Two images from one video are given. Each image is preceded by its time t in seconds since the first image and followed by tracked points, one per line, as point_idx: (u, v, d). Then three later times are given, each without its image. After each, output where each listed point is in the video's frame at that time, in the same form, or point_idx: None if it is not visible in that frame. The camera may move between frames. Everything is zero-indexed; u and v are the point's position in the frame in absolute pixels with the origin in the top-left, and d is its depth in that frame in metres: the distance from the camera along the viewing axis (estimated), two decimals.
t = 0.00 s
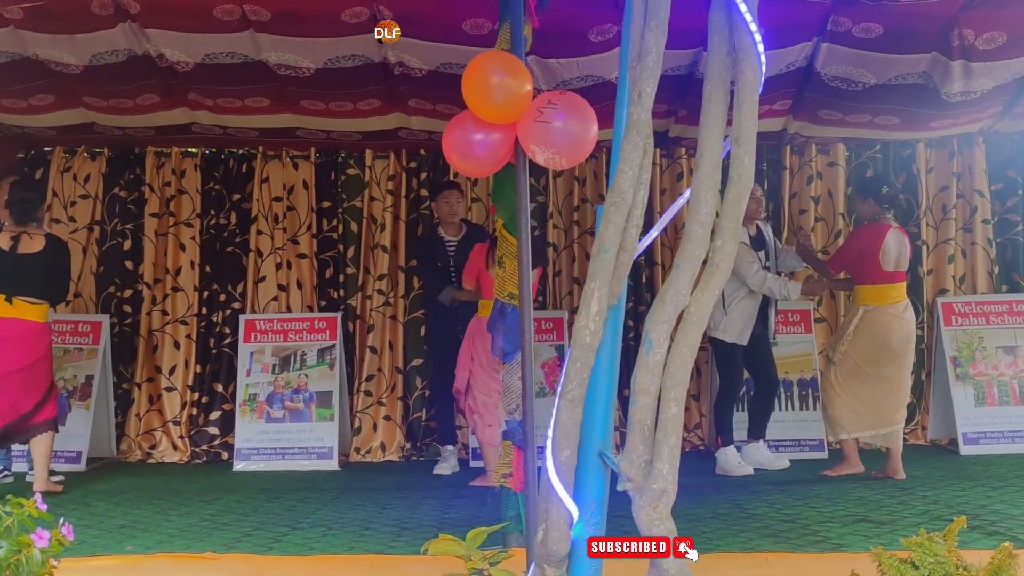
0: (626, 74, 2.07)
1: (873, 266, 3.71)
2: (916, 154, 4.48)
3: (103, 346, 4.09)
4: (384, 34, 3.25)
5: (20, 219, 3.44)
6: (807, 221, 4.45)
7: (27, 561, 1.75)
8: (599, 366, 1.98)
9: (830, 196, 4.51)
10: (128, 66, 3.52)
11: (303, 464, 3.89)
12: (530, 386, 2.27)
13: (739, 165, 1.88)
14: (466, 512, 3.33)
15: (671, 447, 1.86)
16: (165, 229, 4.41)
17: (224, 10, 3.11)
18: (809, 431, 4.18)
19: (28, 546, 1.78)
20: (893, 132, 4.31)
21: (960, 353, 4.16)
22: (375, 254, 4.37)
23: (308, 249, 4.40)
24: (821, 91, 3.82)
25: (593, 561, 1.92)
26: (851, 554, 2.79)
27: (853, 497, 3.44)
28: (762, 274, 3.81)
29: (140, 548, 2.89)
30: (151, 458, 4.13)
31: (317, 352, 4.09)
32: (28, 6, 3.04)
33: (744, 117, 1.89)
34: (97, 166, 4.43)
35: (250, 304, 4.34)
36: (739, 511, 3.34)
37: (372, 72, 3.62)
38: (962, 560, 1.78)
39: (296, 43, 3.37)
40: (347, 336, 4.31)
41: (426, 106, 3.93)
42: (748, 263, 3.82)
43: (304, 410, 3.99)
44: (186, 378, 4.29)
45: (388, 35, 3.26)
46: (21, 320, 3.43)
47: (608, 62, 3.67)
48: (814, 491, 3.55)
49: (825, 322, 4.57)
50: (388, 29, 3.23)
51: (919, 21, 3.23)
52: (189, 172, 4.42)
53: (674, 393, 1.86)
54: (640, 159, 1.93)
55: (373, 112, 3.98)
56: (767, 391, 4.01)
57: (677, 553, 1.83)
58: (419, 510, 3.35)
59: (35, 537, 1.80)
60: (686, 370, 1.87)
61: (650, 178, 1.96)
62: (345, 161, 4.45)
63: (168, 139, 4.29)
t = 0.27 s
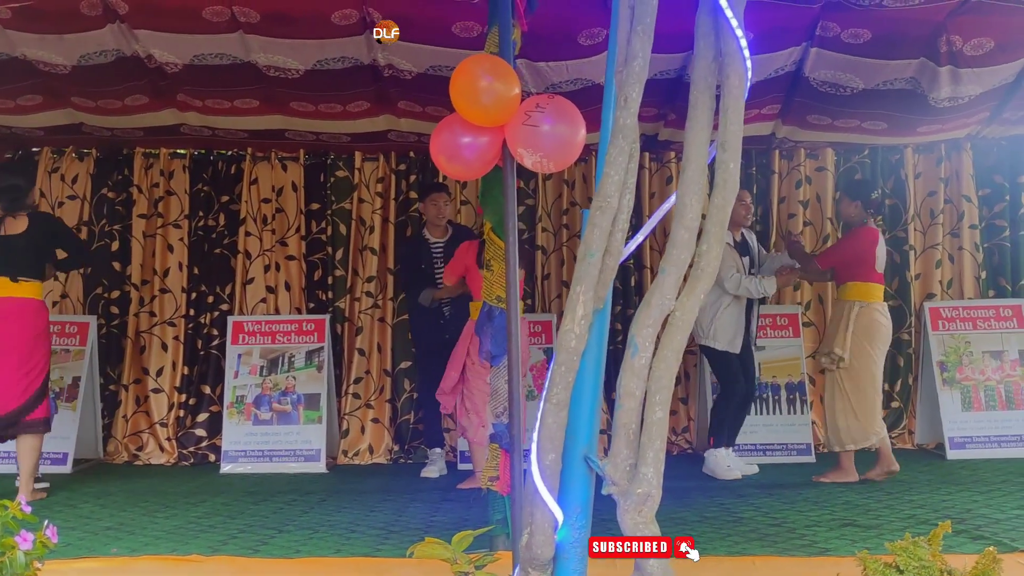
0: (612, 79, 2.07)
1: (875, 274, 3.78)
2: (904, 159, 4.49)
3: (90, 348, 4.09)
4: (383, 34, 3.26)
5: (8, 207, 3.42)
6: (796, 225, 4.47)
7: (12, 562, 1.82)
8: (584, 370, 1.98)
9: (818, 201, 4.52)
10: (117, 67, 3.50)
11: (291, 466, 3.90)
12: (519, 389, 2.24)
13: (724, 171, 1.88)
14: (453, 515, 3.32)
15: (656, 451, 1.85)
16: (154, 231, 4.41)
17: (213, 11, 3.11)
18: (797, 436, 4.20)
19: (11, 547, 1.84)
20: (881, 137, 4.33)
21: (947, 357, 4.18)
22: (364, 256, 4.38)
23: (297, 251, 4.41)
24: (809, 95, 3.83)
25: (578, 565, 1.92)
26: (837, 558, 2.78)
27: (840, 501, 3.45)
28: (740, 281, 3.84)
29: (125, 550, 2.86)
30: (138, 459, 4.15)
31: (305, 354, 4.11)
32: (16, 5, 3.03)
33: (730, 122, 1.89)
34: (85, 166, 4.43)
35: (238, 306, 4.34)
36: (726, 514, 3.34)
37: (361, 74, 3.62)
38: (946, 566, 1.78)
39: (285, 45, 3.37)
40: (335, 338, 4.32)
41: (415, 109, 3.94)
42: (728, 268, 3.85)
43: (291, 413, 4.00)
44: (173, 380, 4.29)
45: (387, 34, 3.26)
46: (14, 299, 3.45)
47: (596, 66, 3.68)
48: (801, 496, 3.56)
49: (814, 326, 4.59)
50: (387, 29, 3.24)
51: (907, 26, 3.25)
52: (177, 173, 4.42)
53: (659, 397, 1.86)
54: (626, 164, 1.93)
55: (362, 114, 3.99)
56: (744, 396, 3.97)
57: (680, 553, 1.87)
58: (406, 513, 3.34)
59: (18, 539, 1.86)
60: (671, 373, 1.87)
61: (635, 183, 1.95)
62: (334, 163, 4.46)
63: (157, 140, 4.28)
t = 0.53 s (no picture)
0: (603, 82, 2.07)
1: (872, 283, 3.86)
2: (896, 163, 4.51)
3: (80, 348, 4.09)
4: (381, 34, 3.27)
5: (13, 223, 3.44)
6: (788, 229, 4.48)
7: None
8: (574, 372, 1.98)
9: (810, 204, 4.53)
10: (109, 67, 3.49)
11: (282, 467, 3.90)
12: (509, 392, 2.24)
13: (715, 174, 1.88)
14: (443, 517, 3.32)
15: (645, 453, 1.85)
16: (145, 231, 4.40)
17: (205, 12, 3.10)
18: (788, 438, 4.22)
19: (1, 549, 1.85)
20: (873, 141, 4.34)
21: (938, 361, 4.19)
22: (356, 257, 4.39)
23: (289, 253, 4.43)
24: (801, 99, 3.84)
25: (566, 567, 1.91)
26: (827, 561, 2.78)
27: (830, 504, 3.45)
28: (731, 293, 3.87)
29: (115, 551, 2.85)
30: (129, 460, 4.14)
31: (297, 355, 4.10)
32: (8, 4, 3.02)
33: (721, 125, 1.89)
34: (77, 166, 4.42)
35: (230, 307, 4.34)
36: (717, 517, 3.34)
37: (354, 75, 3.62)
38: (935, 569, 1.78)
39: (279, 46, 3.37)
40: (327, 339, 4.33)
41: (407, 110, 3.94)
42: (719, 275, 3.87)
43: (282, 414, 3.99)
44: (164, 381, 4.29)
45: (386, 34, 3.28)
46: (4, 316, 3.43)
47: (588, 68, 3.68)
48: (792, 499, 3.56)
49: (805, 329, 4.60)
50: (384, 29, 3.25)
51: (899, 31, 3.25)
52: (169, 173, 4.42)
53: (648, 399, 1.86)
54: (617, 167, 1.93)
55: (355, 115, 3.99)
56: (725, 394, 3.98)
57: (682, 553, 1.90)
58: (396, 515, 3.33)
59: (6, 540, 1.88)
60: (660, 376, 1.87)
61: (626, 186, 1.96)
62: (327, 164, 4.46)
63: (149, 141, 4.28)
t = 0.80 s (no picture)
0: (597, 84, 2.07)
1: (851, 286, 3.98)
2: (890, 166, 4.52)
3: (74, 347, 4.08)
4: (380, 34, 3.27)
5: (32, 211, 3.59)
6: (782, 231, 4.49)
7: None
8: (566, 374, 1.98)
9: (805, 207, 4.53)
10: (104, 66, 3.49)
11: (275, 468, 3.90)
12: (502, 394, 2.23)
13: (708, 176, 1.88)
14: (437, 518, 3.32)
15: (637, 455, 1.85)
16: (140, 231, 4.40)
17: (200, 12, 3.10)
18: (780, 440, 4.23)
19: None
20: (867, 144, 4.35)
21: (931, 364, 4.20)
22: (351, 257, 4.39)
23: (284, 253, 4.42)
24: (796, 101, 3.85)
25: (558, 569, 1.91)
26: (820, 563, 2.77)
27: (823, 507, 3.45)
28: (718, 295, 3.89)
29: (107, 551, 2.84)
30: (122, 460, 4.14)
31: (291, 356, 4.10)
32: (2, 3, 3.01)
33: (714, 128, 1.89)
34: (71, 165, 4.42)
35: (224, 307, 4.34)
36: (710, 519, 3.34)
37: (349, 75, 3.62)
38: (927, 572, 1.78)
39: (274, 46, 3.36)
40: (321, 340, 4.32)
41: (403, 111, 3.94)
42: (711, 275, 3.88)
43: (276, 415, 3.99)
44: (158, 381, 4.28)
45: (385, 34, 3.28)
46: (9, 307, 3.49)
47: (583, 70, 3.68)
48: (785, 501, 3.56)
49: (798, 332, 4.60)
50: (383, 29, 3.25)
51: (894, 34, 3.26)
52: (164, 173, 4.42)
53: (640, 401, 1.86)
54: (610, 169, 1.93)
55: (350, 116, 3.99)
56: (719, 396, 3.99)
57: (683, 553, 1.90)
58: (389, 516, 3.33)
59: None
60: (653, 378, 1.87)
61: (619, 188, 1.96)
62: (322, 165, 4.46)
63: (143, 140, 4.27)
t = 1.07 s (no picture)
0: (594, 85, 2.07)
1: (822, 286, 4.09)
2: (888, 168, 4.52)
3: (71, 347, 4.09)
4: (379, 34, 3.26)
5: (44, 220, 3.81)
6: (780, 233, 4.49)
7: None
8: (561, 375, 1.98)
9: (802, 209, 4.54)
10: (101, 65, 3.49)
11: (271, 468, 3.89)
12: (498, 395, 2.23)
13: (704, 177, 1.88)
14: (432, 519, 3.32)
15: (633, 456, 1.85)
16: (137, 230, 4.40)
17: (198, 12, 3.10)
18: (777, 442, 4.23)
19: None
20: (865, 146, 4.36)
21: (928, 366, 4.20)
22: (349, 258, 4.39)
23: (281, 253, 4.42)
24: (793, 103, 3.85)
25: (553, 570, 1.91)
26: (815, 565, 2.77)
27: (820, 509, 3.45)
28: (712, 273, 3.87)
29: (102, 551, 2.84)
30: (118, 460, 4.14)
31: (288, 356, 4.10)
32: None
33: (710, 129, 1.89)
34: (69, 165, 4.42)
35: (221, 307, 4.34)
36: (706, 520, 3.35)
37: (347, 76, 3.62)
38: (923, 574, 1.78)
39: (272, 46, 3.37)
40: (318, 340, 4.32)
41: (400, 112, 3.94)
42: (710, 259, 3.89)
43: (273, 415, 3.99)
44: (155, 381, 4.28)
45: (383, 34, 3.26)
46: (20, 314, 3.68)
47: (581, 71, 3.69)
48: (782, 503, 3.56)
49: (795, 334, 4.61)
50: (382, 29, 3.23)
51: (891, 36, 3.26)
52: (162, 173, 4.42)
53: (636, 402, 1.86)
54: (606, 170, 1.93)
55: (348, 116, 3.99)
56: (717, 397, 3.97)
57: (683, 553, 1.92)
58: (385, 517, 3.32)
59: None
60: (648, 380, 1.87)
61: (615, 189, 1.96)
62: (319, 165, 4.46)
63: (141, 140, 4.27)
